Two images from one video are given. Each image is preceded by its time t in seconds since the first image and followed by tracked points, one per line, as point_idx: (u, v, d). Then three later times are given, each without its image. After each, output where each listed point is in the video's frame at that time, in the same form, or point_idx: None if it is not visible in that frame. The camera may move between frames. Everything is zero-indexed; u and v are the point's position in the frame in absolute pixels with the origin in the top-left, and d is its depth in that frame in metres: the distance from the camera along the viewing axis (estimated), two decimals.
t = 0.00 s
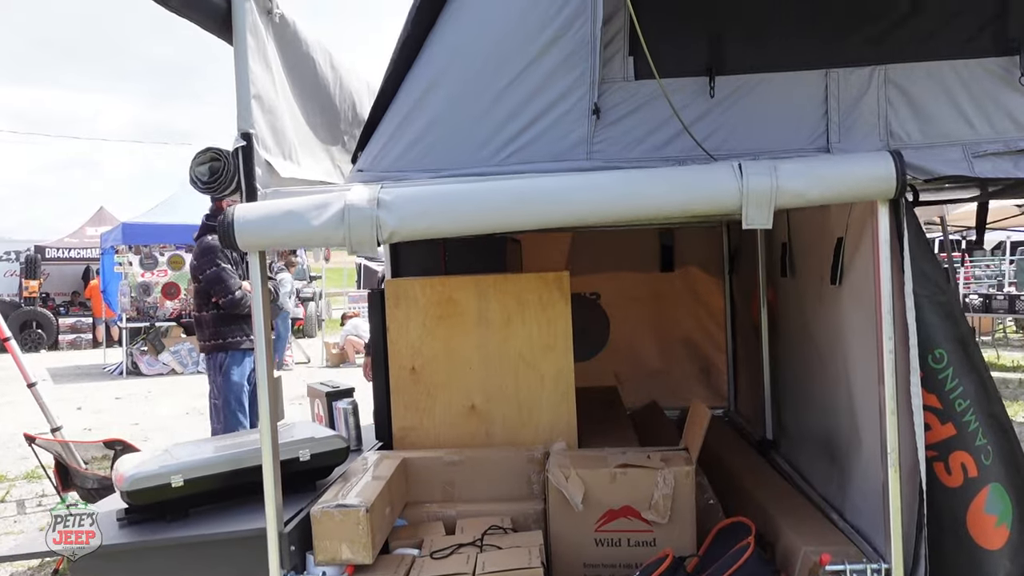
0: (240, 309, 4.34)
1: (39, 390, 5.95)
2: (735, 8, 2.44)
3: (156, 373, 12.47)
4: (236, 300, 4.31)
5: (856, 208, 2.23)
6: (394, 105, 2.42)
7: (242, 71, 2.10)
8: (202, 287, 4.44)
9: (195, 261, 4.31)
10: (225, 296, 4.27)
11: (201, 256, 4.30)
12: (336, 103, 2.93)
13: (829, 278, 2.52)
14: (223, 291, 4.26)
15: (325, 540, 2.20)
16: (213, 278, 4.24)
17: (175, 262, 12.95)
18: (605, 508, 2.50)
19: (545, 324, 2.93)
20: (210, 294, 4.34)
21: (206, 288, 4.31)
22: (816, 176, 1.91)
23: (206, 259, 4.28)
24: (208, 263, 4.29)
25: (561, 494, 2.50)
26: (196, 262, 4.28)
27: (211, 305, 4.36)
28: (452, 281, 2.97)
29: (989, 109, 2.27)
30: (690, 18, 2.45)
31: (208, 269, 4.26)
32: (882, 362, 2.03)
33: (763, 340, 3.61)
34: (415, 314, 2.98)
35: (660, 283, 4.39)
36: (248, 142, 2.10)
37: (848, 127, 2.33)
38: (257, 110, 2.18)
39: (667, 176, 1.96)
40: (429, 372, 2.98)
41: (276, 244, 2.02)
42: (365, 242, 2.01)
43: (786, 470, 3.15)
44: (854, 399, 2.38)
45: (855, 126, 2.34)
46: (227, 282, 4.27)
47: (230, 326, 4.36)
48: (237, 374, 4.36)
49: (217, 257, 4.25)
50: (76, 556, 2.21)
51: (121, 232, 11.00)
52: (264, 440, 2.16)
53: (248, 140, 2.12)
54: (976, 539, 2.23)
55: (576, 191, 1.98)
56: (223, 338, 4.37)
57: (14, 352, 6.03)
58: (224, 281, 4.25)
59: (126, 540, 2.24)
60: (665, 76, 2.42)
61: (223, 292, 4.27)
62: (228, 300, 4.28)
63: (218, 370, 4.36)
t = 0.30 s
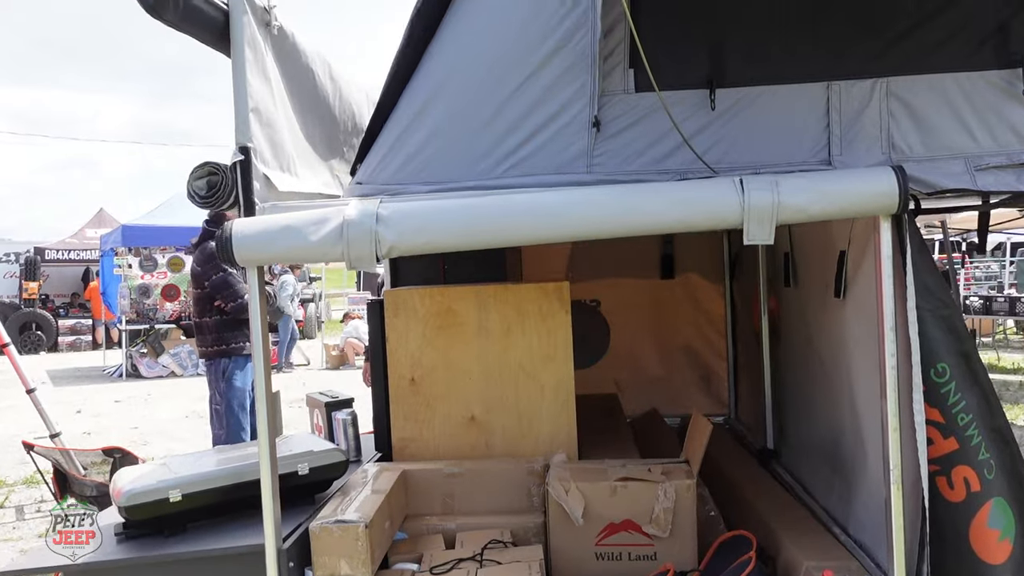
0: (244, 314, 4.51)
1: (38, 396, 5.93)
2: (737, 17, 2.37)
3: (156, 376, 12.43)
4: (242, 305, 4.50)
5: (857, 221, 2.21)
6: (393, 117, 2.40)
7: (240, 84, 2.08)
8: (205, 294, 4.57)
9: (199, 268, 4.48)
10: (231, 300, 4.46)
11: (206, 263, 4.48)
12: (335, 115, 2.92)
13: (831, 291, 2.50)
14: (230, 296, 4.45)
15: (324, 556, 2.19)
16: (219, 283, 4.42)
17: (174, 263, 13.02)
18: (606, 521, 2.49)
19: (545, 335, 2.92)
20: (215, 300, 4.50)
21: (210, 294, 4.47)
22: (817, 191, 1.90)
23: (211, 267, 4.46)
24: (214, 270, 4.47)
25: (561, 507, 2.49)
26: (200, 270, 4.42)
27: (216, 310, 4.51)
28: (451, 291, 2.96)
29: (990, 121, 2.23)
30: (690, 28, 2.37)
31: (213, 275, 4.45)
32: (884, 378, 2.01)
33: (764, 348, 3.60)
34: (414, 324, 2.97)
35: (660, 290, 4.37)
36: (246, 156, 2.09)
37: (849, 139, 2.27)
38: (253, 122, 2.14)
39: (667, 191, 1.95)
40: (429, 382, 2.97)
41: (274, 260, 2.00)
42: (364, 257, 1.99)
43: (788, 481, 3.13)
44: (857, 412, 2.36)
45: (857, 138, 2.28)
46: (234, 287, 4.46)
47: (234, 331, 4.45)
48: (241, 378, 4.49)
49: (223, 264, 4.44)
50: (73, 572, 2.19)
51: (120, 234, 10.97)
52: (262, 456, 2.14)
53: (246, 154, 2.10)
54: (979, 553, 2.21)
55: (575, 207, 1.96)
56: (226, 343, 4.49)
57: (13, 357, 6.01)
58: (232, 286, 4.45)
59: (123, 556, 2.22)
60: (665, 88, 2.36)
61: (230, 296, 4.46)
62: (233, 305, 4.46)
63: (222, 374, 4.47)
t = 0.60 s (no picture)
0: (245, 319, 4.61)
1: (36, 401, 5.90)
2: (738, 27, 2.34)
3: (155, 378, 12.38)
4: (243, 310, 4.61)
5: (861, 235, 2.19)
6: (391, 129, 2.38)
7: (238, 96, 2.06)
8: (202, 300, 4.66)
9: (200, 274, 4.56)
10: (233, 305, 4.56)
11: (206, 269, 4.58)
12: (333, 122, 2.90)
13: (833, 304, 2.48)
14: (231, 301, 4.56)
15: (322, 572, 2.17)
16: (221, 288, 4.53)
17: (172, 265, 13.10)
18: (607, 535, 2.47)
19: (544, 345, 2.90)
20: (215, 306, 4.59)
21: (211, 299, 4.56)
22: (820, 206, 1.88)
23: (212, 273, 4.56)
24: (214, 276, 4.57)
25: (561, 521, 2.47)
26: (199, 274, 4.53)
27: (216, 316, 4.59)
28: (450, 301, 2.94)
29: (994, 134, 2.21)
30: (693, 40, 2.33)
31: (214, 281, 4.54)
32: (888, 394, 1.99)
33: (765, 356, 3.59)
34: (413, 335, 2.95)
35: (660, 297, 4.35)
36: (243, 169, 2.07)
37: (853, 151, 2.25)
38: (251, 135, 2.12)
39: (669, 206, 1.93)
40: (428, 393, 2.95)
41: (272, 274, 1.98)
42: (362, 272, 1.97)
43: (789, 492, 3.11)
44: (860, 427, 2.34)
45: (859, 150, 2.26)
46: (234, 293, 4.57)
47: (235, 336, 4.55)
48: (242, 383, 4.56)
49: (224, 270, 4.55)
50: None
51: (119, 235, 10.94)
52: (260, 471, 2.12)
53: (243, 167, 2.08)
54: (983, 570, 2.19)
55: (576, 222, 1.94)
56: (227, 349, 4.56)
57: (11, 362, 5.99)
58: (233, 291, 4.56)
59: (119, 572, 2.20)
60: (666, 99, 2.32)
61: (231, 301, 4.56)
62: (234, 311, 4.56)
63: (223, 379, 4.54)
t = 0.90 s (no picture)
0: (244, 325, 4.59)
1: (33, 407, 5.86)
2: (742, 37, 2.27)
3: (154, 379, 12.33)
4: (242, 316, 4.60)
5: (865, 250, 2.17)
6: (389, 142, 2.36)
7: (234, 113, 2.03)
8: (201, 307, 4.66)
9: (199, 280, 4.55)
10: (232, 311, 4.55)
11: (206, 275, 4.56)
12: (331, 133, 2.88)
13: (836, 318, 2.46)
14: (231, 307, 4.55)
15: None
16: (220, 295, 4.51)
17: (172, 266, 13.08)
18: (608, 551, 2.44)
19: (544, 356, 2.88)
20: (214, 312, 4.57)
21: (210, 305, 4.55)
22: (824, 223, 1.86)
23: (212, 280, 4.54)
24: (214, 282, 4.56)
25: (562, 536, 2.44)
26: (198, 280, 4.54)
27: (215, 322, 4.58)
28: (449, 313, 2.92)
29: (999, 149, 2.19)
30: (696, 54, 2.28)
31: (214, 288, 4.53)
32: (893, 412, 1.97)
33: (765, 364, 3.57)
34: (412, 346, 2.93)
35: (661, 304, 4.32)
36: (241, 184, 2.06)
37: (857, 165, 2.23)
38: (249, 151, 2.11)
39: (671, 223, 1.91)
40: (427, 405, 2.92)
41: (270, 291, 1.96)
42: (361, 289, 1.95)
43: (792, 505, 3.08)
44: (863, 442, 2.32)
45: (864, 164, 2.24)
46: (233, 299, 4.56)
47: (233, 342, 4.53)
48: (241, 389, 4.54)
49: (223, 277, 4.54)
50: None
51: (118, 237, 10.91)
52: (257, 490, 2.08)
53: (241, 183, 2.07)
54: None
55: (577, 239, 1.92)
56: (226, 355, 4.55)
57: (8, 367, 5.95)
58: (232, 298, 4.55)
59: None
60: (667, 113, 2.29)
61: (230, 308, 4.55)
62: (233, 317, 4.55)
63: (222, 385, 4.52)
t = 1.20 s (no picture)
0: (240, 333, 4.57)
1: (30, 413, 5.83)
2: (742, 52, 2.29)
3: (151, 381, 12.30)
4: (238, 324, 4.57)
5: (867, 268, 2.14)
6: (387, 157, 2.33)
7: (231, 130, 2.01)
8: (198, 315, 4.63)
9: (197, 287, 4.52)
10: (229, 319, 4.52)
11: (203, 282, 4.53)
12: (329, 146, 2.86)
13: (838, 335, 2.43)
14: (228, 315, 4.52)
15: None
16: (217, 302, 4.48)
17: (171, 266, 13.00)
18: (608, 570, 2.42)
19: (542, 370, 2.85)
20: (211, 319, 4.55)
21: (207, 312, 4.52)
22: (827, 244, 1.83)
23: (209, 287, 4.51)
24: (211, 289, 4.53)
25: (561, 555, 2.41)
26: (194, 288, 4.50)
27: (212, 329, 4.55)
28: (448, 326, 2.89)
29: (1004, 166, 2.17)
30: (695, 74, 2.29)
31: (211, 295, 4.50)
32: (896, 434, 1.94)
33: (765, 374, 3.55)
34: (410, 360, 2.90)
35: (661, 313, 4.30)
36: (236, 204, 2.05)
37: (859, 182, 2.20)
38: (244, 168, 2.09)
39: (671, 244, 1.88)
40: (425, 420, 2.90)
41: (265, 311, 1.92)
42: (358, 309, 1.91)
43: (793, 519, 3.05)
44: (864, 460, 2.30)
45: (866, 181, 2.21)
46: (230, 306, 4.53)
47: (230, 350, 4.51)
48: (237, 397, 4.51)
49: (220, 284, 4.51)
50: None
51: (115, 238, 10.88)
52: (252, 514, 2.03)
53: (236, 201, 2.06)
54: None
55: (577, 259, 1.89)
56: (222, 362, 4.52)
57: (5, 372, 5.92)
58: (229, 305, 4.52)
59: None
60: (666, 130, 2.29)
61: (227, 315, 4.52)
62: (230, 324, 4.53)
63: (218, 393, 4.50)
